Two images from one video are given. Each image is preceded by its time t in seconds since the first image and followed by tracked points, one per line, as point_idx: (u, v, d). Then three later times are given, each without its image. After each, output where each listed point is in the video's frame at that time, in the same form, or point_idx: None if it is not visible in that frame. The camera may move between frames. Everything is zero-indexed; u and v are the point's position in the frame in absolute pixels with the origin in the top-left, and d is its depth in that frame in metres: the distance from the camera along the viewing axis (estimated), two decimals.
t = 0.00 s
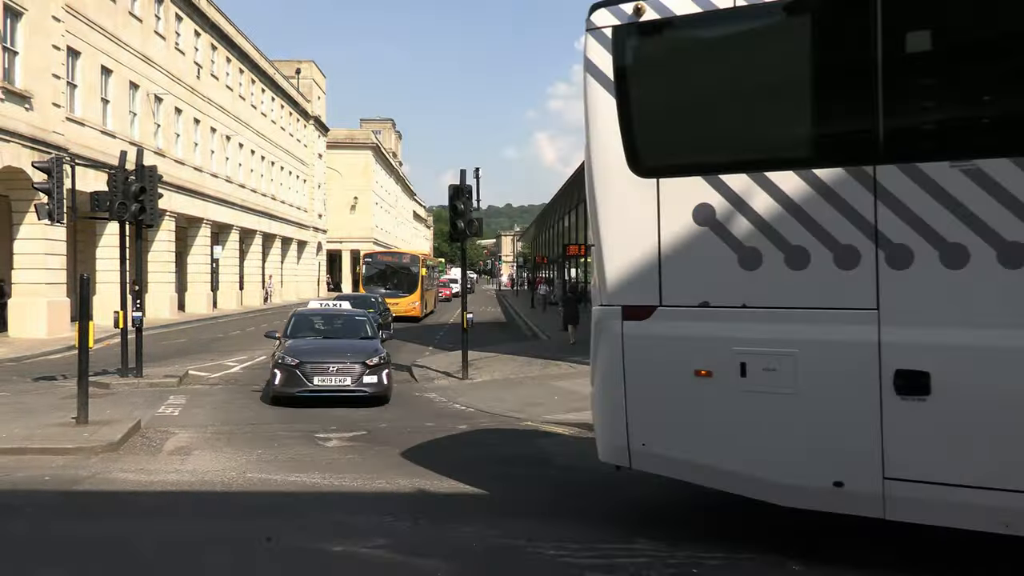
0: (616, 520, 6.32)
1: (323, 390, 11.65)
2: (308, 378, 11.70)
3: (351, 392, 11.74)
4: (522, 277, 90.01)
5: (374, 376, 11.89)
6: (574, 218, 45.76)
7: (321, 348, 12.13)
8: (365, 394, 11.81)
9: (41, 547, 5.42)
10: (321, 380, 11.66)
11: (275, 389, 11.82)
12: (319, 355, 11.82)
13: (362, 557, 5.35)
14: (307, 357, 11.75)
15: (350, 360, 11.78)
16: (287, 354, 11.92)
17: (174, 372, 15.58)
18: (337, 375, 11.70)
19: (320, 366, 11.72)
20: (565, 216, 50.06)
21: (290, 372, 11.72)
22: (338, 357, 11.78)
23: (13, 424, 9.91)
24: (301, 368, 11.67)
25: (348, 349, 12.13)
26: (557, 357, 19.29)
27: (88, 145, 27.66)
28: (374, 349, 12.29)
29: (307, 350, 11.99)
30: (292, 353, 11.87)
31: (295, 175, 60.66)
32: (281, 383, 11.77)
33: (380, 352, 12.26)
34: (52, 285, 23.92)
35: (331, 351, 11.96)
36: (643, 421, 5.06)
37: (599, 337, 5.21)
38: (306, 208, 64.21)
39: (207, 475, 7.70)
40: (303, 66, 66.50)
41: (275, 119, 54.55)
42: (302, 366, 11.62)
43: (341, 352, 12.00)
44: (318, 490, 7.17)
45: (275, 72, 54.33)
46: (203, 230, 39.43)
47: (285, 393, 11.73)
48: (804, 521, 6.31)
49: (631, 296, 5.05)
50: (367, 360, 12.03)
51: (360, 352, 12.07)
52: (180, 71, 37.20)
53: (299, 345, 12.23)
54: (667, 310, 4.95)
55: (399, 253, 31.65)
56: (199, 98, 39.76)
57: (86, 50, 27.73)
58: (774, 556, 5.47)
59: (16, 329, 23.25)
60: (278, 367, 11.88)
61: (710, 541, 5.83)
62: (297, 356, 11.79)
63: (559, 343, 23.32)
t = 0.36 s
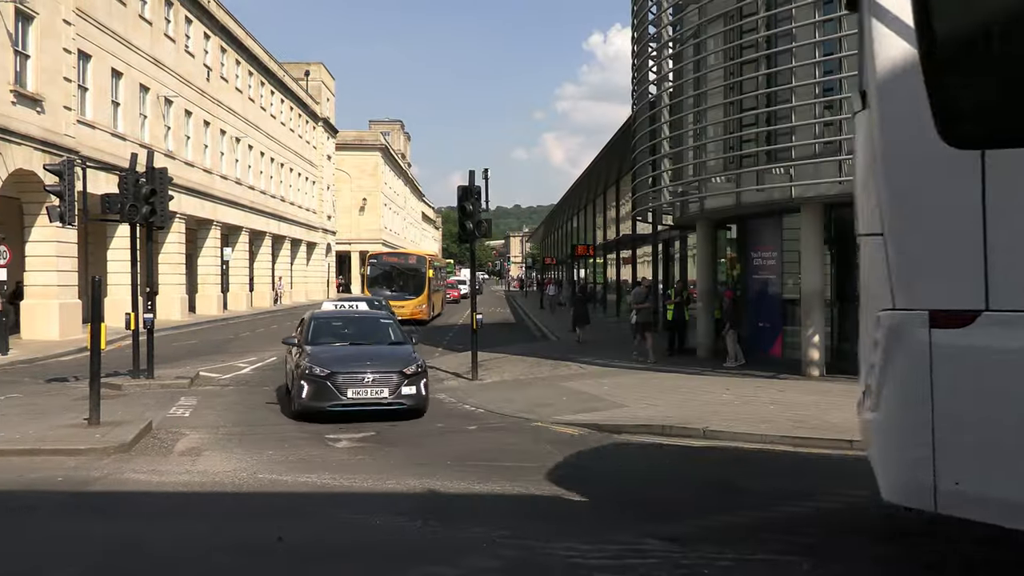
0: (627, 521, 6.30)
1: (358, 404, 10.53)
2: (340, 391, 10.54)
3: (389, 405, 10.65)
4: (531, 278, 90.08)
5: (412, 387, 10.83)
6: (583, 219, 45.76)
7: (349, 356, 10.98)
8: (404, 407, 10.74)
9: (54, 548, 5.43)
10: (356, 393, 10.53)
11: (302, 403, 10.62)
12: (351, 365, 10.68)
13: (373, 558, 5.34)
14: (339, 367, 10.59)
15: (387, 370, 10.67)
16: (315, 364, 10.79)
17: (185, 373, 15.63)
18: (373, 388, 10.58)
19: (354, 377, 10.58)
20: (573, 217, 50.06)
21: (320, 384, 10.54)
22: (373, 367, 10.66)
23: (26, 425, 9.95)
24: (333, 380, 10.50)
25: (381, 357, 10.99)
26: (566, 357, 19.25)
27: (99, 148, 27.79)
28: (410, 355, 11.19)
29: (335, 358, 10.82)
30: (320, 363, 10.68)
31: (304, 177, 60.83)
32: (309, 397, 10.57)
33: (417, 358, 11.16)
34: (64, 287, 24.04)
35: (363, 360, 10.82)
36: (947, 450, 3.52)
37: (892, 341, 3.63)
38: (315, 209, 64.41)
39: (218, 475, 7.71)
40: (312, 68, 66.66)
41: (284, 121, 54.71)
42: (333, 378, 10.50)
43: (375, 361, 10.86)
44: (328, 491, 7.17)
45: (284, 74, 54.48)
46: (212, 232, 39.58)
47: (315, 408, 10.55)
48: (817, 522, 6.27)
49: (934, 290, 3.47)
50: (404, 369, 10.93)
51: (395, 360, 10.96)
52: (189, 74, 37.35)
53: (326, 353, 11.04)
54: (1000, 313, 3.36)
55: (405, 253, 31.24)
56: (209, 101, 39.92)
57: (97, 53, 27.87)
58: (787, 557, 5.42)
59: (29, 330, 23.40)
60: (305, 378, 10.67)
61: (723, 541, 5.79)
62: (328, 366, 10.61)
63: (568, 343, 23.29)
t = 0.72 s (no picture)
0: (641, 521, 6.27)
1: (417, 420, 9.10)
2: (396, 406, 9.08)
3: (451, 420, 9.26)
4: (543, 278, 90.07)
5: (474, 399, 9.42)
6: (594, 219, 45.72)
7: (399, 364, 9.52)
8: (468, 422, 9.36)
9: (70, 545, 5.47)
10: (414, 408, 9.09)
11: (351, 420, 9.15)
12: (406, 375, 9.22)
13: (385, 557, 5.33)
14: (392, 378, 9.14)
15: (448, 380, 9.26)
16: (362, 375, 9.28)
17: (199, 372, 15.70)
18: (433, 401, 9.16)
19: (410, 390, 9.13)
20: (585, 216, 50.01)
21: (372, 398, 9.06)
22: (433, 378, 9.23)
23: (42, 423, 10.02)
24: (388, 394, 9.04)
25: (436, 366, 9.56)
26: (577, 357, 19.22)
27: (114, 148, 27.99)
28: (467, 363, 9.80)
29: (386, 367, 9.35)
30: (371, 373, 9.20)
31: (317, 176, 61.01)
32: (359, 413, 9.11)
33: (474, 366, 9.74)
34: (80, 286, 24.22)
35: (417, 369, 9.37)
36: None
37: None
38: (328, 209, 64.64)
39: (231, 473, 7.75)
40: (325, 68, 66.84)
41: (297, 120, 54.90)
42: (386, 391, 9.03)
43: (432, 370, 9.43)
44: (340, 489, 7.18)
45: (297, 74, 54.65)
46: (226, 232, 39.79)
47: (366, 425, 9.09)
48: (831, 523, 6.22)
49: None
50: (463, 378, 9.53)
51: (452, 369, 9.53)
52: (203, 74, 37.54)
53: (372, 362, 9.56)
54: None
55: (413, 252, 30.59)
56: (222, 101, 40.11)
57: (112, 54, 28.07)
58: (801, 559, 5.38)
59: (45, 329, 23.58)
60: (353, 391, 9.18)
61: (736, 542, 5.76)
62: (381, 377, 9.14)
63: (580, 342, 23.24)
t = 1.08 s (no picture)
0: (653, 519, 6.24)
1: (503, 435, 8.11)
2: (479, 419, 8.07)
3: (539, 434, 8.26)
4: (553, 275, 89.99)
5: (563, 410, 8.44)
6: (605, 216, 45.59)
7: (474, 372, 8.50)
8: (554, 437, 8.39)
9: (83, 542, 5.49)
10: (501, 422, 8.09)
11: (427, 435, 8.12)
12: (488, 384, 8.22)
13: (397, 555, 5.33)
14: (473, 388, 8.12)
15: (535, 389, 8.26)
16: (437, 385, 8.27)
17: (211, 370, 15.75)
18: (521, 414, 8.18)
19: (494, 401, 8.12)
20: (596, 214, 49.93)
21: (452, 411, 8.03)
22: (517, 387, 8.22)
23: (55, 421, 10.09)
24: (470, 406, 8.02)
25: (516, 373, 8.55)
26: (587, 355, 19.18)
27: (126, 147, 28.14)
28: (546, 369, 8.82)
29: (461, 375, 8.34)
30: (447, 383, 8.18)
31: (327, 175, 61.18)
32: (438, 428, 8.08)
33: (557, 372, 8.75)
34: (92, 286, 24.39)
35: (497, 378, 8.36)
36: None
37: None
38: (338, 207, 64.78)
39: (243, 471, 7.78)
40: (336, 67, 66.98)
41: (308, 119, 55.04)
42: (469, 404, 8.02)
43: (513, 377, 8.42)
44: (351, 487, 7.19)
45: (308, 72, 54.73)
46: (237, 231, 39.95)
47: (445, 441, 8.07)
48: (844, 521, 6.18)
49: None
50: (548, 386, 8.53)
51: (533, 375, 8.55)
52: (214, 73, 37.70)
53: (443, 369, 8.52)
54: None
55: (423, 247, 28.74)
56: (233, 100, 40.26)
57: (124, 54, 28.21)
58: (814, 557, 5.34)
59: (59, 328, 23.74)
60: (428, 403, 8.16)
61: (748, 540, 5.73)
62: (461, 387, 8.12)
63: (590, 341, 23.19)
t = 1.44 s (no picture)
0: (663, 517, 6.22)
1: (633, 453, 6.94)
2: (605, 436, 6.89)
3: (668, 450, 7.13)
4: (563, 272, 90.01)
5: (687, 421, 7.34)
6: (615, 213, 45.51)
7: (583, 378, 7.31)
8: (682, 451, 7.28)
9: (95, 538, 5.52)
10: (629, 436, 6.93)
11: (543, 456, 6.91)
12: (607, 393, 7.05)
13: (407, 552, 5.33)
14: (595, 398, 6.94)
15: (660, 397, 7.13)
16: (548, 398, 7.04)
17: (222, 367, 15.82)
18: (652, 426, 7.02)
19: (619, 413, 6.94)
20: (606, 211, 49.85)
21: (574, 426, 6.83)
22: (641, 395, 7.07)
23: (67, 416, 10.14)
24: (596, 419, 6.84)
25: (630, 379, 7.39)
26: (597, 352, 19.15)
27: (138, 145, 28.26)
28: (655, 373, 7.68)
29: (572, 383, 7.15)
30: (563, 392, 6.99)
31: (338, 172, 61.27)
32: (559, 447, 6.88)
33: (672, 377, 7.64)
34: (104, 283, 24.52)
35: (614, 386, 7.18)
36: None
37: None
38: (349, 205, 64.97)
39: (254, 467, 7.80)
40: (345, 64, 67.03)
41: (318, 117, 55.13)
42: (595, 418, 6.83)
43: (630, 384, 7.26)
44: (363, 484, 7.19)
45: (318, 70, 54.84)
46: (248, 228, 40.07)
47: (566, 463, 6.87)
48: (856, 519, 6.14)
49: None
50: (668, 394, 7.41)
51: (650, 381, 7.39)
52: (225, 71, 37.82)
53: (544, 377, 7.32)
54: None
55: (427, 245, 28.32)
56: (244, 97, 40.35)
57: (135, 52, 28.31)
58: (825, 555, 5.31)
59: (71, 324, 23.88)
60: (542, 418, 6.95)
61: (759, 537, 5.71)
62: (579, 397, 6.93)
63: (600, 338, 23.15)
